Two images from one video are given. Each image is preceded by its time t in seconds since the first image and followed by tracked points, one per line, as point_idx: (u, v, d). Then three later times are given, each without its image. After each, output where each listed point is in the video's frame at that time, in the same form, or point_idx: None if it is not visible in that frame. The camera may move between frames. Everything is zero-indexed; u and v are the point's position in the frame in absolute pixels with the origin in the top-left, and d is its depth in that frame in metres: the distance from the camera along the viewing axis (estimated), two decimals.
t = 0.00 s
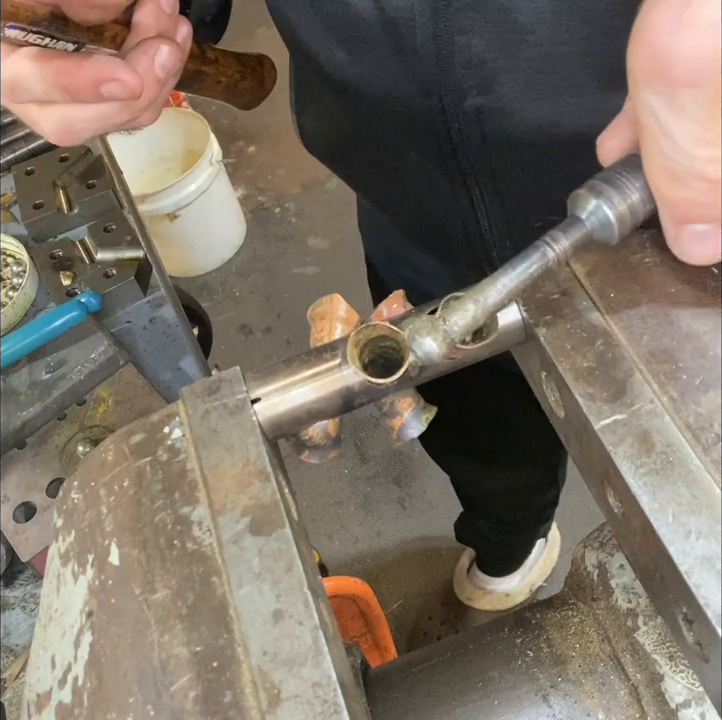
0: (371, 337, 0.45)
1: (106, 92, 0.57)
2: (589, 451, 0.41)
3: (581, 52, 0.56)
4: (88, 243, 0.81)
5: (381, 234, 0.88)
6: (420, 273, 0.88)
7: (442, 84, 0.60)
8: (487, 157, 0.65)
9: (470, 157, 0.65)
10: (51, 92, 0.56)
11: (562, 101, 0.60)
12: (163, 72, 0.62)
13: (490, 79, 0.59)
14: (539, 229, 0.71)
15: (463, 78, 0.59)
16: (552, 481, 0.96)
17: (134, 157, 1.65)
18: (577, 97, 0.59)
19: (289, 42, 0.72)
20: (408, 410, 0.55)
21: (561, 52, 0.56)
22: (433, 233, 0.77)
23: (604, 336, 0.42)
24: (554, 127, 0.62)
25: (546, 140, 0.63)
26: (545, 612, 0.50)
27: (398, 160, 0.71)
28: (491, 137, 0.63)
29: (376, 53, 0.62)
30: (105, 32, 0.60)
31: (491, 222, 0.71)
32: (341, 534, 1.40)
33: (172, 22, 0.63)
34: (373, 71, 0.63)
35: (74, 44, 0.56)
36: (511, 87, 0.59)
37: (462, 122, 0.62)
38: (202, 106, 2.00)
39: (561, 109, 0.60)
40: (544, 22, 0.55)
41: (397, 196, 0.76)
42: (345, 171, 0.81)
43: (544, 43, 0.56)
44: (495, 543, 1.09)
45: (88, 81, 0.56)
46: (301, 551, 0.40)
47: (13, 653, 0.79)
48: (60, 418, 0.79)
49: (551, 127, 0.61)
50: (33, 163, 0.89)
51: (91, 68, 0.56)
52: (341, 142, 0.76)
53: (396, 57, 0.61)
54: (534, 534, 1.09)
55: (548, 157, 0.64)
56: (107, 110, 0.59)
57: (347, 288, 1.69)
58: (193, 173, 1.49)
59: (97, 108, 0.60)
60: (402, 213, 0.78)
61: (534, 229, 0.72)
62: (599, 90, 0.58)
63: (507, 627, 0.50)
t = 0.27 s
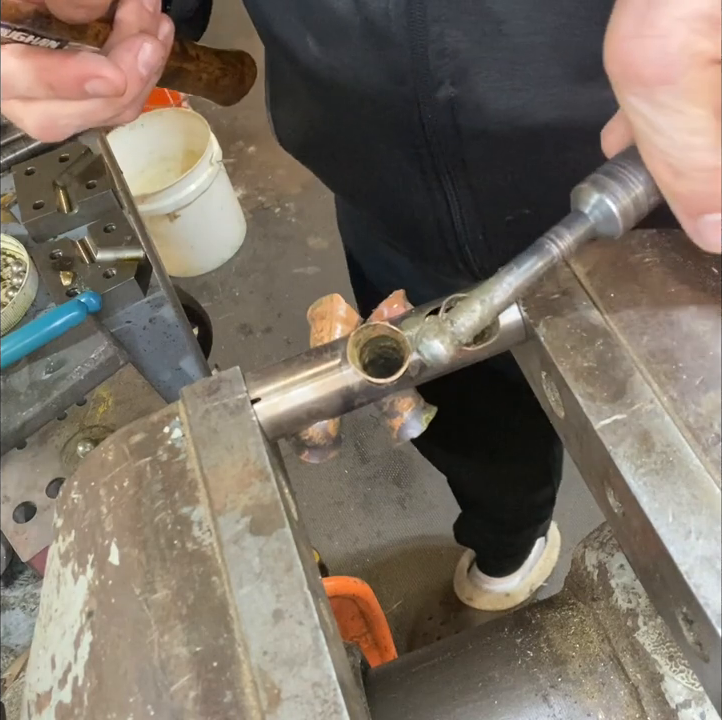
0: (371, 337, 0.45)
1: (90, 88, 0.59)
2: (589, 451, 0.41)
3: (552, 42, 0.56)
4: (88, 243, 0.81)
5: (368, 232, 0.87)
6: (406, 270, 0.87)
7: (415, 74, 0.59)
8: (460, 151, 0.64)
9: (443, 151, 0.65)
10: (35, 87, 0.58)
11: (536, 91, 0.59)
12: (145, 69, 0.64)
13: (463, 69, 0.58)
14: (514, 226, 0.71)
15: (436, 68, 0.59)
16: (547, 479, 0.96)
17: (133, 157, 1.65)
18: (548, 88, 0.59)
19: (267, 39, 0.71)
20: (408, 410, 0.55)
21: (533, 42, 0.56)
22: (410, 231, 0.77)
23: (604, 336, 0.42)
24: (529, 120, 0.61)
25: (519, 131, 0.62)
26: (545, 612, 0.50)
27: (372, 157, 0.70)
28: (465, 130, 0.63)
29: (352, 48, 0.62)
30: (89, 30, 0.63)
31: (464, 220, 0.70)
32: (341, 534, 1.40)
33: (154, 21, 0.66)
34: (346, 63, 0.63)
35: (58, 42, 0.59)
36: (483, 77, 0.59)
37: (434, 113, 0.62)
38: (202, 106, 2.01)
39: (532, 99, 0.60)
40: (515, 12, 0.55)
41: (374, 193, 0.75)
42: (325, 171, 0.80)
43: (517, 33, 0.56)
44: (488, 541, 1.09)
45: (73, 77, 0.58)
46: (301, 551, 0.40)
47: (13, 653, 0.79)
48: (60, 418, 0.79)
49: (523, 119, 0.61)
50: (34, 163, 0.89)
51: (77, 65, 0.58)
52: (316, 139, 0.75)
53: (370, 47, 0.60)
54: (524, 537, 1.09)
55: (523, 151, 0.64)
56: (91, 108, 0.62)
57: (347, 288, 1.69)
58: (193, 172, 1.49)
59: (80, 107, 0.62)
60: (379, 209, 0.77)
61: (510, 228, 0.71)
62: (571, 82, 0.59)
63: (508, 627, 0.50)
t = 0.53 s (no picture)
0: (371, 337, 0.45)
1: (67, 99, 0.53)
2: (589, 451, 0.41)
3: (541, 34, 0.54)
4: (88, 243, 0.81)
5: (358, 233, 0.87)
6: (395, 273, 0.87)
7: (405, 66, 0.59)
8: (447, 143, 0.63)
9: (430, 144, 0.63)
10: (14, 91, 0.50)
11: (527, 84, 0.57)
12: (126, 81, 0.59)
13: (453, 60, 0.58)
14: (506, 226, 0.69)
15: (425, 60, 0.58)
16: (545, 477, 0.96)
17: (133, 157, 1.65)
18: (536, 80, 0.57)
19: (254, 42, 0.71)
20: (408, 410, 0.55)
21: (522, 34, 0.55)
22: (401, 230, 0.76)
23: (604, 335, 0.42)
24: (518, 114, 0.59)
25: (508, 125, 0.60)
26: (545, 612, 0.50)
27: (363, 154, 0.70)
28: (453, 124, 0.61)
29: (341, 43, 0.61)
30: (70, 41, 0.60)
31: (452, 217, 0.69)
32: (341, 534, 1.40)
33: (137, 33, 0.63)
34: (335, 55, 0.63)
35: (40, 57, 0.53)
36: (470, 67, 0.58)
37: (423, 108, 0.61)
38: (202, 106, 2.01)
39: (522, 92, 0.58)
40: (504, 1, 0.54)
41: (365, 193, 0.75)
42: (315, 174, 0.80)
43: (504, 22, 0.54)
44: (486, 540, 1.09)
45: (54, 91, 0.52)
46: (301, 551, 0.40)
47: (13, 653, 0.79)
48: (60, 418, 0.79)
49: (511, 112, 0.59)
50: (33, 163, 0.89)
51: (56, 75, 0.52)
52: (306, 140, 0.75)
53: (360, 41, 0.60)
54: (520, 537, 1.08)
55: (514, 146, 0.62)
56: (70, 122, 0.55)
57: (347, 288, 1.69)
58: (193, 173, 1.49)
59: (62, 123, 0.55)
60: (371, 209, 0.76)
61: (503, 227, 0.69)
62: (561, 71, 0.56)
63: (507, 627, 0.50)
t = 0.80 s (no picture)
0: (371, 337, 0.45)
1: (103, 64, 0.56)
2: (590, 451, 0.41)
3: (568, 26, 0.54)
4: (88, 243, 0.81)
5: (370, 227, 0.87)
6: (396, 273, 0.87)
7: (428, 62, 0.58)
8: (469, 140, 0.63)
9: (452, 142, 0.63)
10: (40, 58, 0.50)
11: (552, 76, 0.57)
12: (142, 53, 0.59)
13: (476, 55, 0.57)
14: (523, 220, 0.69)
15: (448, 55, 0.57)
16: (546, 478, 0.97)
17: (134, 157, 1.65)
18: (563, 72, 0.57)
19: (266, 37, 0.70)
20: (408, 410, 0.55)
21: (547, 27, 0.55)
22: (413, 226, 0.75)
23: (604, 335, 0.42)
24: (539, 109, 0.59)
25: (531, 120, 0.60)
26: (545, 612, 0.50)
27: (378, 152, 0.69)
28: (476, 120, 0.61)
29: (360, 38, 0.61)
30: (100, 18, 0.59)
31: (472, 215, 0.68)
32: (341, 534, 1.40)
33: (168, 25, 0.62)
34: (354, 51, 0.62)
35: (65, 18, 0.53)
36: (496, 63, 0.57)
37: (446, 104, 0.60)
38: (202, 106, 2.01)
39: (547, 84, 0.57)
40: None
41: (378, 190, 0.74)
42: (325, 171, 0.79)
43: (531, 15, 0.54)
44: (485, 541, 1.09)
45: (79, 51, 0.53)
46: (301, 551, 0.40)
47: (13, 653, 0.79)
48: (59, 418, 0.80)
49: (535, 106, 0.59)
50: (33, 163, 0.89)
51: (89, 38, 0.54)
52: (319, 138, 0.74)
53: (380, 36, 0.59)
54: (519, 538, 1.08)
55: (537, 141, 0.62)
56: (101, 85, 0.58)
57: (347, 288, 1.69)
58: (193, 172, 1.49)
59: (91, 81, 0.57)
60: (382, 205, 0.76)
61: (522, 221, 0.69)
62: (583, 64, 0.56)
63: (508, 627, 0.50)
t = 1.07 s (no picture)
0: (371, 337, 0.45)
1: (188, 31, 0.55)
2: (590, 451, 0.41)
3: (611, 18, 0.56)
4: (88, 243, 0.81)
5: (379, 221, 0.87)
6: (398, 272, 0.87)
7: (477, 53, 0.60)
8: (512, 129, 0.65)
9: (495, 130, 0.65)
10: (124, 27, 0.55)
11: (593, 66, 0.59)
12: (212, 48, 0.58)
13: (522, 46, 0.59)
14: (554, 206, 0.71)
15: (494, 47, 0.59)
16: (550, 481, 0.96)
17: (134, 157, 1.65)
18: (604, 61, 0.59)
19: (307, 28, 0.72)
20: (408, 411, 0.55)
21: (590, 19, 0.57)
22: (437, 217, 0.77)
23: (604, 336, 0.42)
24: (575, 97, 0.62)
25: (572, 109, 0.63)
26: (545, 612, 0.50)
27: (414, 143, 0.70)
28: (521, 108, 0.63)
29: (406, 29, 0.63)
30: None
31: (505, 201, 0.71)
32: (341, 534, 1.40)
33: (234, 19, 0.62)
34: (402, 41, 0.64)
35: None
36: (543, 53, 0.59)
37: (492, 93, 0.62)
38: (202, 106, 2.00)
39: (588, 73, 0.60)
40: None
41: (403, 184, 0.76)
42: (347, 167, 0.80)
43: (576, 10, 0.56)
44: (488, 539, 1.09)
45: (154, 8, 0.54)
46: (301, 551, 0.40)
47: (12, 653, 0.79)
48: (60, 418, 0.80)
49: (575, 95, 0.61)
50: (33, 163, 0.89)
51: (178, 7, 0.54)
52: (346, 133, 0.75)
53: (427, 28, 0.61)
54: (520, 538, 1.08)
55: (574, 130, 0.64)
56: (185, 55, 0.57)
57: (347, 288, 1.69)
58: (193, 172, 1.49)
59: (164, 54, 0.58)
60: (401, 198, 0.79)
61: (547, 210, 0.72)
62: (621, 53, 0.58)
63: (507, 627, 0.50)
